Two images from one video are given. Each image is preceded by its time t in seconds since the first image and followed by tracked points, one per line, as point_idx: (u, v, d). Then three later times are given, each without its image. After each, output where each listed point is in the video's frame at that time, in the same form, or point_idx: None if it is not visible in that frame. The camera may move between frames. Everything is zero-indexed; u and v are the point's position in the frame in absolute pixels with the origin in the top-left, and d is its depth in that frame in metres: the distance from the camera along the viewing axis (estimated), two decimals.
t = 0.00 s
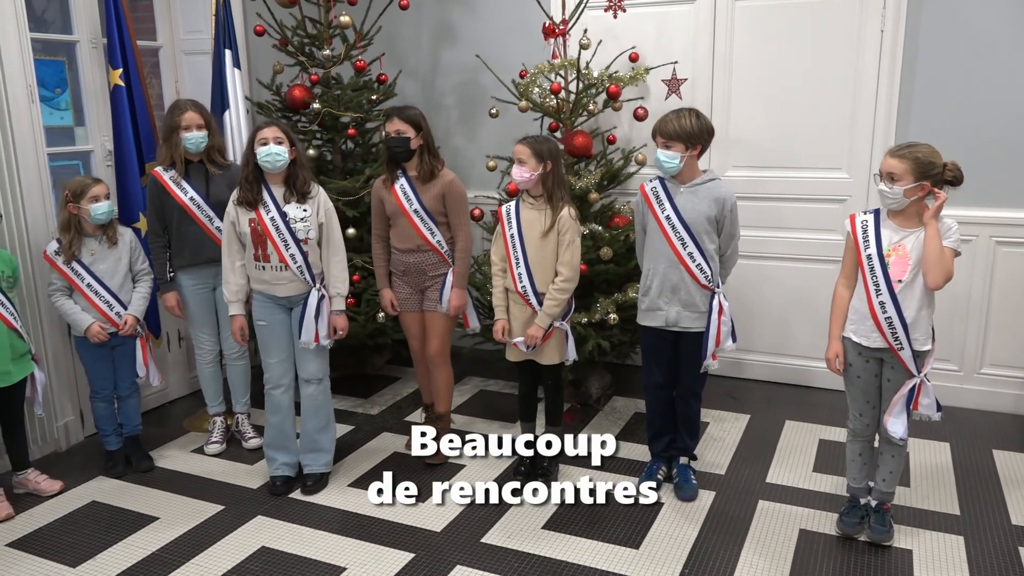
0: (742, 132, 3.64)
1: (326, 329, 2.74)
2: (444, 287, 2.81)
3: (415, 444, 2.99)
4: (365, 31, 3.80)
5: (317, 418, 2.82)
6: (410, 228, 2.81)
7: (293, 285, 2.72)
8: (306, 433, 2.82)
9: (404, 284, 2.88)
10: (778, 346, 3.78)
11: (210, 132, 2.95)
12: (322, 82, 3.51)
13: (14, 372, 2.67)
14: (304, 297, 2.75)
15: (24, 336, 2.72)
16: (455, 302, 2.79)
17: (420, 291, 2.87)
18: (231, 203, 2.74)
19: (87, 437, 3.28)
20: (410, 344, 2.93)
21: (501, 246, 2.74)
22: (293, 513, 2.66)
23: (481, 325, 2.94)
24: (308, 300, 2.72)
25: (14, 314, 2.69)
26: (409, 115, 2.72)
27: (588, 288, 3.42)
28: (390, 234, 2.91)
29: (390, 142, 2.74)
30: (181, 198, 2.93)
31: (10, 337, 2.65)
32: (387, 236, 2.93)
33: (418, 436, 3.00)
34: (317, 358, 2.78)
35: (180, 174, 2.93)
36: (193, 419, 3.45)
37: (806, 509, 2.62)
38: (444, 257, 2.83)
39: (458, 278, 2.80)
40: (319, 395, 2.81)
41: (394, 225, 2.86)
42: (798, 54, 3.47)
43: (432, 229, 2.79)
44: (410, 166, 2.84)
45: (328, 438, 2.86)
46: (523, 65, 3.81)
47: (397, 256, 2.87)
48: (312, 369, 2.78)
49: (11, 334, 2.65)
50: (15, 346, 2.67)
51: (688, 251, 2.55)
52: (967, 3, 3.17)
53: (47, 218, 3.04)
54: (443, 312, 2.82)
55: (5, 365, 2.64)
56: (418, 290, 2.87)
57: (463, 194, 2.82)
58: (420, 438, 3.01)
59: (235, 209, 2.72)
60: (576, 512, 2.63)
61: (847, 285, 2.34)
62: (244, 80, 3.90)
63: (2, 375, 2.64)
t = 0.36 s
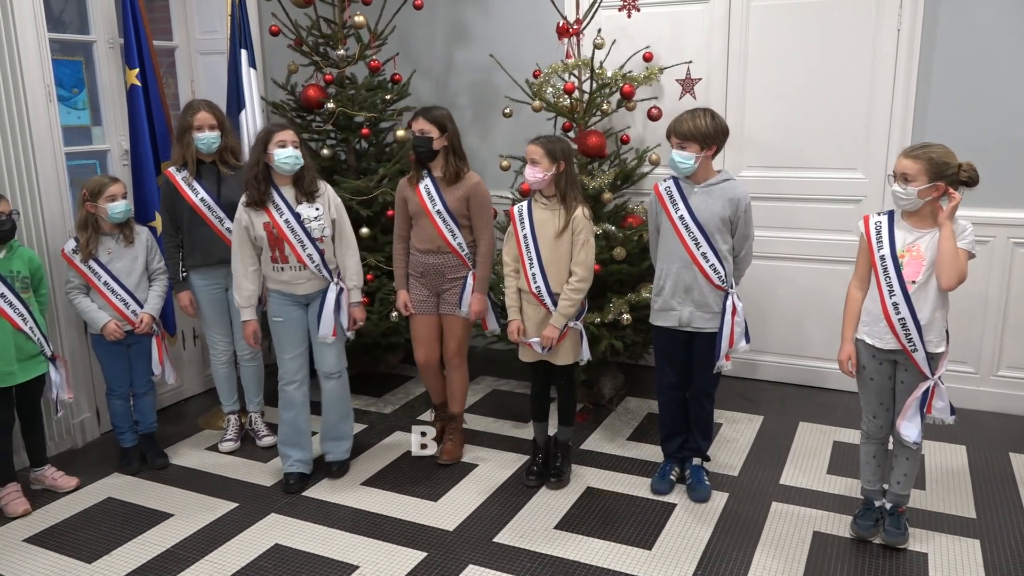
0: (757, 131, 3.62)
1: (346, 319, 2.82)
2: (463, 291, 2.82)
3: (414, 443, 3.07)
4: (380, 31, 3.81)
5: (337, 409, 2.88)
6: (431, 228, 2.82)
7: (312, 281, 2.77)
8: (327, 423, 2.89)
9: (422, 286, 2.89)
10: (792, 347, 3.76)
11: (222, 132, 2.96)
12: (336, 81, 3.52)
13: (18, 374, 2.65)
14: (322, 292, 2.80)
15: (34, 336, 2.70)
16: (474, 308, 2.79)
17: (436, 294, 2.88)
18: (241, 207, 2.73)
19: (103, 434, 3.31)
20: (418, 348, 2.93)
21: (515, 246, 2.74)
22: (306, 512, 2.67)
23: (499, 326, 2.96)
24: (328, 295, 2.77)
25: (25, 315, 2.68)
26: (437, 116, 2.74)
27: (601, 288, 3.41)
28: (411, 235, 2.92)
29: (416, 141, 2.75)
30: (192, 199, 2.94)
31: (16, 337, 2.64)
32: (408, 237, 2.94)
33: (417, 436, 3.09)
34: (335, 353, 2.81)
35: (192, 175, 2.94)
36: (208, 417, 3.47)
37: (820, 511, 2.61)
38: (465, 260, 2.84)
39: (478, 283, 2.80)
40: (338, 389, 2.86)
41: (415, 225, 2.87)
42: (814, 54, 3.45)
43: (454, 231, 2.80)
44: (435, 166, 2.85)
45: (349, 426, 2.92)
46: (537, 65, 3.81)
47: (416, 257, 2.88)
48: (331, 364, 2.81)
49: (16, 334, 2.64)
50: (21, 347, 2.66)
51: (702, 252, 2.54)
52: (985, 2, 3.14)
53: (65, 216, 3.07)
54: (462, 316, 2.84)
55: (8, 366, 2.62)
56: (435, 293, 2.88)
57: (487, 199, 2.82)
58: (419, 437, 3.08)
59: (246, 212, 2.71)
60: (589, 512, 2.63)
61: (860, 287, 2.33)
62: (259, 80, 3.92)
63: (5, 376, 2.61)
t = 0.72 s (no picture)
0: (774, 131, 3.60)
1: (377, 318, 2.96)
2: (476, 291, 2.83)
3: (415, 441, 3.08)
4: (397, 31, 3.82)
5: (389, 386, 3.26)
6: (447, 227, 2.83)
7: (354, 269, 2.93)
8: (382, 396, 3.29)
9: (437, 286, 2.90)
10: (809, 348, 3.74)
11: (239, 134, 2.91)
12: (354, 81, 3.54)
13: (41, 370, 2.69)
14: (359, 288, 2.95)
15: (57, 333, 2.74)
16: (486, 307, 2.80)
17: (452, 294, 2.89)
18: (293, 203, 2.88)
19: (122, 431, 3.34)
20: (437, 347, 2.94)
21: (530, 246, 2.74)
22: (321, 510, 2.68)
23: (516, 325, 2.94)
24: (367, 290, 2.92)
25: (48, 312, 2.72)
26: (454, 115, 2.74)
27: (617, 288, 3.40)
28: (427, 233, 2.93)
29: (430, 139, 2.76)
30: (208, 203, 2.89)
31: (39, 334, 2.68)
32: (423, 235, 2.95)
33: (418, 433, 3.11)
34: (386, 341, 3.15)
35: (207, 177, 2.89)
36: (225, 415, 3.49)
37: (838, 514, 2.59)
38: (480, 260, 2.85)
39: (492, 281, 2.80)
40: (391, 373, 3.26)
41: (431, 223, 2.89)
42: (833, 54, 3.43)
43: (469, 230, 2.81)
44: (450, 164, 2.85)
45: (401, 397, 3.32)
46: (554, 65, 3.80)
47: (432, 257, 2.89)
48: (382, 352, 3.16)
49: (39, 331, 2.68)
50: (44, 344, 2.70)
51: (719, 252, 2.53)
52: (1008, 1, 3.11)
53: (85, 214, 3.10)
54: (475, 314, 2.86)
55: (31, 363, 2.65)
56: (450, 293, 2.89)
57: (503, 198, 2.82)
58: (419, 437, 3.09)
59: (298, 208, 2.87)
60: (604, 513, 2.63)
61: (879, 290, 2.31)
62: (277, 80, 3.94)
63: (29, 372, 2.65)
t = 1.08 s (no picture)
0: (792, 131, 3.58)
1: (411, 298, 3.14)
2: (487, 291, 2.83)
3: (415, 443, 3.10)
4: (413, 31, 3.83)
5: (411, 374, 3.33)
6: (457, 227, 2.82)
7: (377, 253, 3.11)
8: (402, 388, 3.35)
9: (447, 288, 2.90)
10: (825, 350, 3.71)
11: (268, 140, 2.70)
12: (369, 81, 3.55)
13: (69, 366, 2.73)
14: (397, 270, 3.15)
15: (80, 330, 2.79)
16: (497, 307, 2.80)
17: (462, 295, 2.89)
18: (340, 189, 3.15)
19: (139, 428, 3.37)
20: (453, 344, 2.96)
21: (544, 247, 2.74)
22: (335, 508, 2.70)
23: (522, 324, 2.94)
24: (402, 272, 3.12)
25: (71, 308, 2.75)
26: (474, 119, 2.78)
27: (633, 289, 3.39)
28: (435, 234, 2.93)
29: (445, 139, 2.77)
30: (226, 211, 2.68)
31: (66, 330, 2.72)
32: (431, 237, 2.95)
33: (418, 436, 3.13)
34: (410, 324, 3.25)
35: (228, 184, 2.69)
36: (241, 413, 3.52)
37: (855, 517, 2.57)
38: (490, 260, 2.84)
39: (503, 282, 2.81)
40: (413, 357, 3.32)
41: (441, 224, 2.88)
42: (851, 53, 3.40)
43: (480, 230, 2.81)
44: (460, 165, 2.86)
45: (421, 390, 3.36)
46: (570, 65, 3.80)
47: (441, 258, 2.89)
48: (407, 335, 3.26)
49: (67, 327, 2.72)
50: (71, 340, 2.73)
51: (735, 253, 2.52)
52: None
53: (104, 212, 3.13)
54: (485, 315, 2.86)
55: (60, 358, 2.69)
56: (460, 294, 2.89)
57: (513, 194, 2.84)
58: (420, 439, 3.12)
59: (344, 193, 3.13)
60: (618, 513, 2.62)
61: (900, 292, 2.29)
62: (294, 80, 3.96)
63: (58, 368, 2.69)
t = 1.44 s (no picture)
0: (811, 131, 3.55)
1: (417, 295, 3.17)
2: (503, 292, 2.82)
3: (415, 443, 3.11)
4: (431, 30, 3.83)
5: (422, 370, 3.36)
6: (472, 228, 2.83)
7: (390, 254, 3.16)
8: (413, 384, 3.37)
9: (461, 287, 2.91)
10: (844, 352, 3.68)
11: (290, 132, 2.60)
12: (387, 81, 3.56)
13: (81, 365, 2.75)
14: (400, 266, 3.20)
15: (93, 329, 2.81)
16: (512, 308, 2.80)
17: (477, 295, 2.90)
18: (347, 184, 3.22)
19: (158, 424, 3.40)
20: (467, 343, 2.98)
21: (560, 247, 2.73)
22: (352, 506, 2.71)
23: (537, 326, 2.93)
24: (404, 268, 3.17)
25: (84, 307, 2.78)
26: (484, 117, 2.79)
27: (650, 289, 3.38)
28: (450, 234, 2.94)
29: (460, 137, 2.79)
30: (249, 208, 2.58)
31: (79, 330, 2.74)
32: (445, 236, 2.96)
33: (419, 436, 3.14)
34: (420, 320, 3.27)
35: (251, 180, 2.59)
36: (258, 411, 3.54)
37: (873, 520, 2.55)
38: (505, 261, 2.84)
39: (518, 282, 2.80)
40: (422, 351, 3.34)
41: (456, 224, 2.89)
42: (871, 52, 3.37)
43: (494, 230, 2.81)
44: (475, 164, 2.87)
45: (432, 387, 3.38)
46: (587, 65, 3.79)
47: (456, 258, 2.90)
48: (412, 331, 3.29)
49: (80, 328, 2.74)
50: (83, 339, 2.75)
51: (754, 253, 2.50)
52: None
53: (124, 210, 3.16)
54: (501, 316, 2.85)
55: (72, 358, 2.71)
56: (475, 294, 2.89)
57: (527, 194, 2.83)
58: (421, 438, 3.14)
59: (350, 188, 3.20)
60: (633, 514, 2.61)
61: (919, 294, 2.27)
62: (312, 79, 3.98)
63: (70, 367, 2.71)
